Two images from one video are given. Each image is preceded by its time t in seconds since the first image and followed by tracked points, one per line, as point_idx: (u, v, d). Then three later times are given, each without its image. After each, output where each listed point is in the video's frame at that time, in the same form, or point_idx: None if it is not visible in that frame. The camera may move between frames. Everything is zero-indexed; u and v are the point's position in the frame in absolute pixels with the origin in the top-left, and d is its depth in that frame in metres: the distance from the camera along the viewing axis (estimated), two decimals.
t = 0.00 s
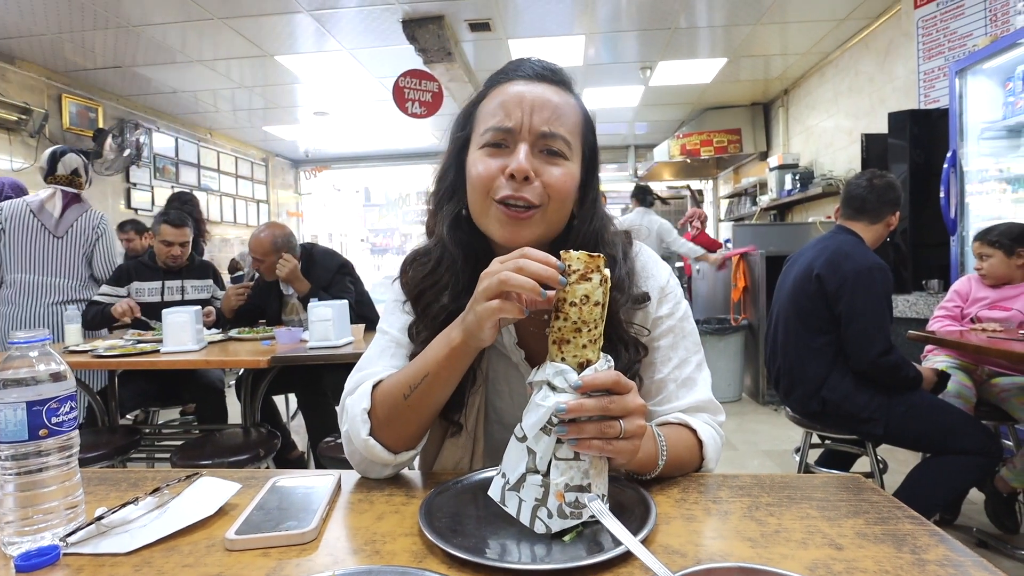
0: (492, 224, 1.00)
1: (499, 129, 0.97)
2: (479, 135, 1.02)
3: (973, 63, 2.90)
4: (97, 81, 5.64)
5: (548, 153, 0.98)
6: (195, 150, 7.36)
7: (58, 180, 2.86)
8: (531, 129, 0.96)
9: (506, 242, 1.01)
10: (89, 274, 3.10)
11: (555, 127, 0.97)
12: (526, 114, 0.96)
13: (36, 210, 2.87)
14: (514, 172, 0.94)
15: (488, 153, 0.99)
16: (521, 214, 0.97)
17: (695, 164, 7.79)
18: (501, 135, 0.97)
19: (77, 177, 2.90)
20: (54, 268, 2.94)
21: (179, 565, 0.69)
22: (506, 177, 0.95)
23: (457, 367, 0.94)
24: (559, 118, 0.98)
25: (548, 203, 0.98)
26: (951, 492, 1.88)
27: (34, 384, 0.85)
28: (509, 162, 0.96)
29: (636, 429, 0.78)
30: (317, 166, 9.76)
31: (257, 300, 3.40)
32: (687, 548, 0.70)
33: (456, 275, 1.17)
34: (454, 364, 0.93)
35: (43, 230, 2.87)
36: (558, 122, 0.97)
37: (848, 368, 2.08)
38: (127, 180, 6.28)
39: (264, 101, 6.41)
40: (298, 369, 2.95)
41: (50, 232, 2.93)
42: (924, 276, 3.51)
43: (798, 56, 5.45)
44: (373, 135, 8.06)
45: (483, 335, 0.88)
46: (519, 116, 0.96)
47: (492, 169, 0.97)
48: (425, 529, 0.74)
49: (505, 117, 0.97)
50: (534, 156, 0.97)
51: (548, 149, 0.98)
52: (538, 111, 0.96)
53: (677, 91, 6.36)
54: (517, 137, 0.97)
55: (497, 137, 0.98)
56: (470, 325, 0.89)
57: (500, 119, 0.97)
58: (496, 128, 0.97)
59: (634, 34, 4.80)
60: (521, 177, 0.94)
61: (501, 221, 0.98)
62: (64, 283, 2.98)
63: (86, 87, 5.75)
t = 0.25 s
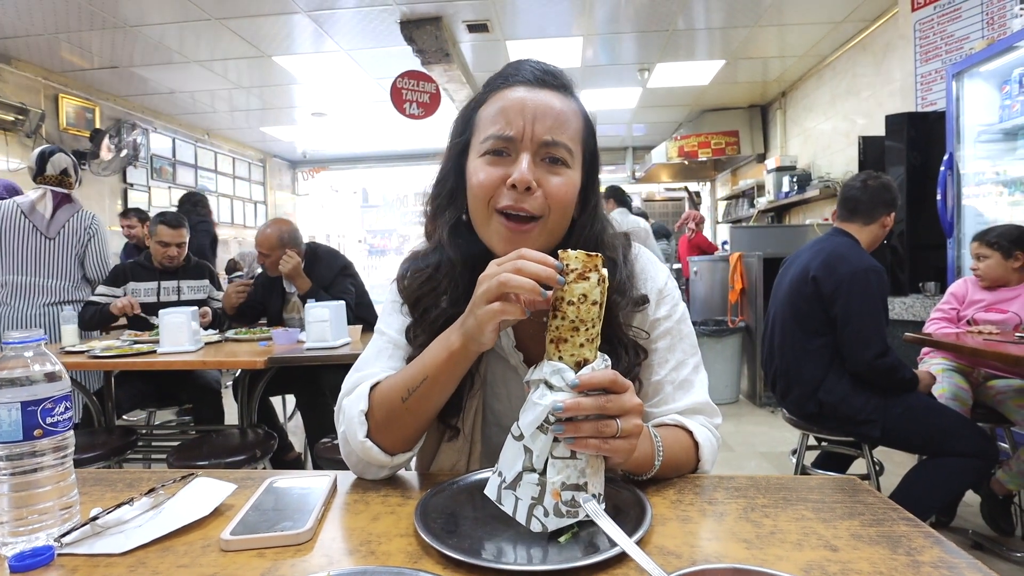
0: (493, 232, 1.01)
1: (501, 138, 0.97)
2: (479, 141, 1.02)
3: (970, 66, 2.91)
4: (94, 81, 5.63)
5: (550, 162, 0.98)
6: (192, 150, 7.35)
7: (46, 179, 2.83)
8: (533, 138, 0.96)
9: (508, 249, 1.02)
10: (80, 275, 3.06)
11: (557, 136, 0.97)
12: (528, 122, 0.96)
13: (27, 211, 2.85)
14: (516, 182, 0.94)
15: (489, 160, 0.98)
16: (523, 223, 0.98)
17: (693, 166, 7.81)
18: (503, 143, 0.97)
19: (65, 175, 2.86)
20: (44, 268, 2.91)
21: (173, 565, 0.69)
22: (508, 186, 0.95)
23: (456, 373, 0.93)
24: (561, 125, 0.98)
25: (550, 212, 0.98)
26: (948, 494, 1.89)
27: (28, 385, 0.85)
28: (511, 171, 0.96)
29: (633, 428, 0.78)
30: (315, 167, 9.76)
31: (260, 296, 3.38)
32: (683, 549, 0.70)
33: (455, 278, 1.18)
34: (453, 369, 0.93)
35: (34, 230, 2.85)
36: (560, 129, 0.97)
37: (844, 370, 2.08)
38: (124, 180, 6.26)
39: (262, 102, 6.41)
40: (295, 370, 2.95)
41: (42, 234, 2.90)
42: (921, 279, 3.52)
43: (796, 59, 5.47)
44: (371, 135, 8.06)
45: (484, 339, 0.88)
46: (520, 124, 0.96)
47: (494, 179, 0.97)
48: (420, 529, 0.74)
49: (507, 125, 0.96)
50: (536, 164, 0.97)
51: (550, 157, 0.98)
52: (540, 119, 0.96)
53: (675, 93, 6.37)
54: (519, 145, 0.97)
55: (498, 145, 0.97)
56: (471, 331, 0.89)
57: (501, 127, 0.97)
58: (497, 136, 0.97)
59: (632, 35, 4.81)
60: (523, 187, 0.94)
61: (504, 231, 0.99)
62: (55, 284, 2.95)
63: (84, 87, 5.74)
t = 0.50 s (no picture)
0: (494, 227, 1.01)
1: (500, 133, 0.97)
2: (479, 136, 1.02)
3: (970, 65, 2.91)
4: (94, 82, 5.63)
5: (551, 156, 0.98)
6: (191, 150, 7.35)
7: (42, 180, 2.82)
8: (533, 133, 0.96)
9: (509, 245, 1.01)
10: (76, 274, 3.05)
11: (557, 130, 0.97)
12: (528, 117, 0.96)
13: (22, 211, 2.83)
14: (516, 177, 0.94)
15: (489, 156, 0.98)
16: (525, 218, 0.97)
17: (693, 165, 7.81)
18: (503, 138, 0.97)
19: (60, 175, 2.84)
20: (40, 269, 2.89)
21: (172, 565, 0.69)
22: (508, 182, 0.95)
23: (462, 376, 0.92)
24: (561, 119, 0.97)
25: (552, 206, 0.98)
26: (947, 494, 1.89)
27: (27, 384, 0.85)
28: (512, 167, 0.96)
29: (636, 433, 0.78)
30: (315, 167, 9.76)
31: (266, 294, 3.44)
32: (683, 549, 0.70)
33: (456, 275, 1.17)
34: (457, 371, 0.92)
35: (29, 231, 2.83)
36: (560, 124, 0.97)
37: (844, 370, 2.08)
38: (123, 181, 6.26)
39: (261, 102, 6.41)
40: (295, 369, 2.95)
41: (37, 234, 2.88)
42: (921, 279, 3.51)
43: (796, 58, 5.47)
44: (371, 135, 8.06)
45: (496, 348, 0.87)
46: (520, 119, 0.96)
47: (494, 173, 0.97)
48: (420, 529, 0.73)
49: (506, 120, 0.96)
50: (536, 160, 0.97)
51: (551, 152, 0.98)
52: (540, 114, 0.96)
53: (674, 92, 6.37)
54: (519, 141, 0.97)
55: (498, 141, 0.97)
56: (482, 339, 0.87)
57: (500, 122, 0.97)
58: (497, 131, 0.97)
59: (632, 35, 4.81)
60: (523, 183, 0.94)
61: (505, 226, 0.99)
62: (51, 284, 2.93)
63: (83, 87, 5.74)
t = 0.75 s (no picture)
0: (491, 222, 1.00)
1: (502, 128, 0.97)
2: (482, 132, 1.02)
3: (973, 66, 2.90)
4: (96, 79, 5.63)
5: (552, 153, 0.98)
6: (193, 148, 7.35)
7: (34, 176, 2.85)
8: (534, 128, 0.96)
9: (505, 241, 1.01)
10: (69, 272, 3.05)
11: (558, 127, 0.97)
12: (530, 113, 0.96)
13: (16, 208, 2.81)
14: (514, 171, 0.94)
15: (490, 151, 0.99)
16: (522, 214, 0.97)
17: (694, 165, 7.80)
18: (503, 134, 0.97)
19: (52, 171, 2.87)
20: (34, 266, 2.88)
21: (174, 560, 0.69)
22: (506, 176, 0.95)
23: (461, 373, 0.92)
24: (562, 117, 0.97)
25: (550, 203, 0.98)
26: (948, 496, 1.89)
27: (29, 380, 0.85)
28: (511, 161, 0.96)
29: (635, 429, 0.78)
30: (316, 165, 9.76)
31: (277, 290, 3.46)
32: (683, 548, 0.70)
33: (456, 274, 1.17)
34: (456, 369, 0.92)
35: (22, 228, 2.82)
36: (562, 122, 0.97)
37: (845, 371, 2.08)
38: (125, 178, 6.26)
39: (263, 100, 6.41)
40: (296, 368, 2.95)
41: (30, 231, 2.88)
42: (922, 280, 3.51)
43: (798, 58, 5.46)
44: (372, 134, 8.06)
45: (498, 346, 0.87)
46: (522, 115, 0.96)
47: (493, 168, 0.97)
48: (420, 526, 0.74)
49: (508, 115, 0.96)
50: (536, 155, 0.96)
51: (551, 149, 0.97)
52: (542, 110, 0.96)
53: (676, 92, 6.36)
54: (520, 136, 0.97)
55: (499, 136, 0.98)
56: (485, 338, 0.87)
57: (502, 117, 0.97)
58: (498, 126, 0.97)
59: (634, 34, 4.80)
60: (522, 177, 0.94)
61: (502, 220, 0.98)
62: (46, 281, 2.93)
63: (85, 84, 5.74)
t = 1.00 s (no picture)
0: (492, 228, 1.01)
1: (503, 134, 0.97)
2: (483, 137, 1.02)
3: (976, 67, 2.90)
4: (98, 78, 5.64)
5: (553, 160, 0.98)
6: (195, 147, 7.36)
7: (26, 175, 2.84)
8: (535, 135, 0.96)
9: (506, 246, 1.02)
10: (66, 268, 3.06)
11: (560, 134, 0.97)
12: (531, 119, 0.96)
13: (7, 207, 2.84)
14: (516, 179, 0.94)
15: (491, 156, 0.99)
16: (523, 220, 0.98)
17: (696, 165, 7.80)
18: (505, 140, 0.97)
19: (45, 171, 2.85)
20: (28, 263, 2.91)
21: (176, 559, 0.69)
22: (508, 183, 0.95)
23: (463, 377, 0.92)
24: (564, 124, 0.97)
25: (551, 209, 0.98)
26: (949, 497, 1.89)
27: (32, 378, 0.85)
28: (512, 168, 0.96)
29: (638, 428, 0.78)
30: (317, 164, 9.77)
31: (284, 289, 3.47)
32: (685, 549, 0.70)
33: (458, 274, 1.18)
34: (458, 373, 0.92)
35: (13, 226, 2.83)
36: (564, 128, 0.97)
37: (846, 373, 2.08)
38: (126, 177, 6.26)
39: (265, 99, 6.42)
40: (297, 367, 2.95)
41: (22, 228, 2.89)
42: (924, 281, 3.51)
43: (800, 59, 5.46)
44: (374, 133, 8.06)
45: (501, 347, 0.87)
46: (523, 121, 0.96)
47: (494, 174, 0.97)
48: (422, 526, 0.74)
49: (509, 122, 0.96)
50: (537, 162, 0.96)
51: (553, 155, 0.97)
52: (543, 117, 0.96)
53: (678, 92, 6.36)
54: (521, 142, 0.97)
55: (500, 142, 0.98)
56: (489, 339, 0.87)
57: (503, 123, 0.97)
58: (500, 132, 0.97)
59: (636, 34, 4.80)
60: (523, 184, 0.94)
61: (503, 226, 0.98)
62: (41, 278, 2.96)
63: (88, 83, 5.75)
